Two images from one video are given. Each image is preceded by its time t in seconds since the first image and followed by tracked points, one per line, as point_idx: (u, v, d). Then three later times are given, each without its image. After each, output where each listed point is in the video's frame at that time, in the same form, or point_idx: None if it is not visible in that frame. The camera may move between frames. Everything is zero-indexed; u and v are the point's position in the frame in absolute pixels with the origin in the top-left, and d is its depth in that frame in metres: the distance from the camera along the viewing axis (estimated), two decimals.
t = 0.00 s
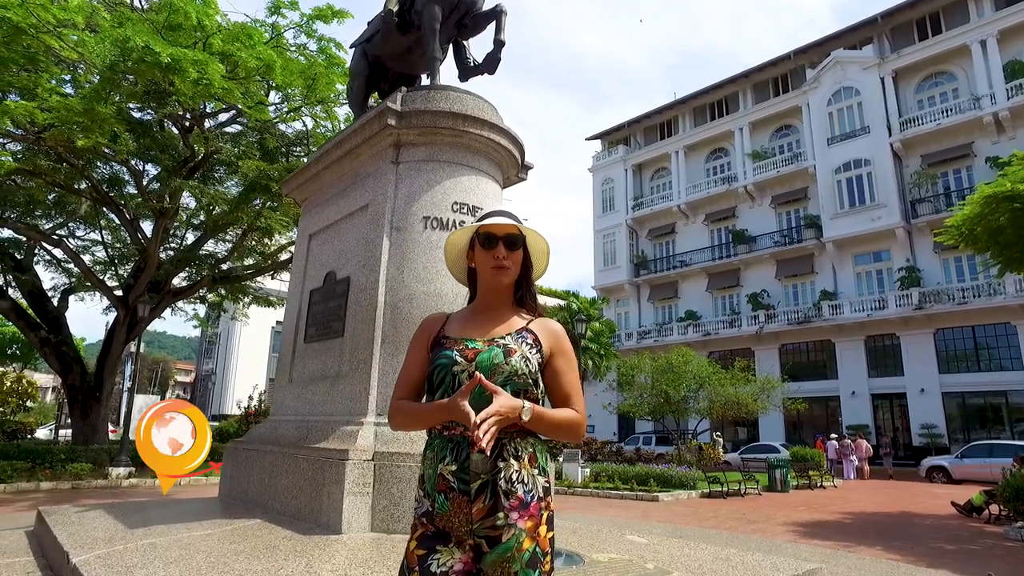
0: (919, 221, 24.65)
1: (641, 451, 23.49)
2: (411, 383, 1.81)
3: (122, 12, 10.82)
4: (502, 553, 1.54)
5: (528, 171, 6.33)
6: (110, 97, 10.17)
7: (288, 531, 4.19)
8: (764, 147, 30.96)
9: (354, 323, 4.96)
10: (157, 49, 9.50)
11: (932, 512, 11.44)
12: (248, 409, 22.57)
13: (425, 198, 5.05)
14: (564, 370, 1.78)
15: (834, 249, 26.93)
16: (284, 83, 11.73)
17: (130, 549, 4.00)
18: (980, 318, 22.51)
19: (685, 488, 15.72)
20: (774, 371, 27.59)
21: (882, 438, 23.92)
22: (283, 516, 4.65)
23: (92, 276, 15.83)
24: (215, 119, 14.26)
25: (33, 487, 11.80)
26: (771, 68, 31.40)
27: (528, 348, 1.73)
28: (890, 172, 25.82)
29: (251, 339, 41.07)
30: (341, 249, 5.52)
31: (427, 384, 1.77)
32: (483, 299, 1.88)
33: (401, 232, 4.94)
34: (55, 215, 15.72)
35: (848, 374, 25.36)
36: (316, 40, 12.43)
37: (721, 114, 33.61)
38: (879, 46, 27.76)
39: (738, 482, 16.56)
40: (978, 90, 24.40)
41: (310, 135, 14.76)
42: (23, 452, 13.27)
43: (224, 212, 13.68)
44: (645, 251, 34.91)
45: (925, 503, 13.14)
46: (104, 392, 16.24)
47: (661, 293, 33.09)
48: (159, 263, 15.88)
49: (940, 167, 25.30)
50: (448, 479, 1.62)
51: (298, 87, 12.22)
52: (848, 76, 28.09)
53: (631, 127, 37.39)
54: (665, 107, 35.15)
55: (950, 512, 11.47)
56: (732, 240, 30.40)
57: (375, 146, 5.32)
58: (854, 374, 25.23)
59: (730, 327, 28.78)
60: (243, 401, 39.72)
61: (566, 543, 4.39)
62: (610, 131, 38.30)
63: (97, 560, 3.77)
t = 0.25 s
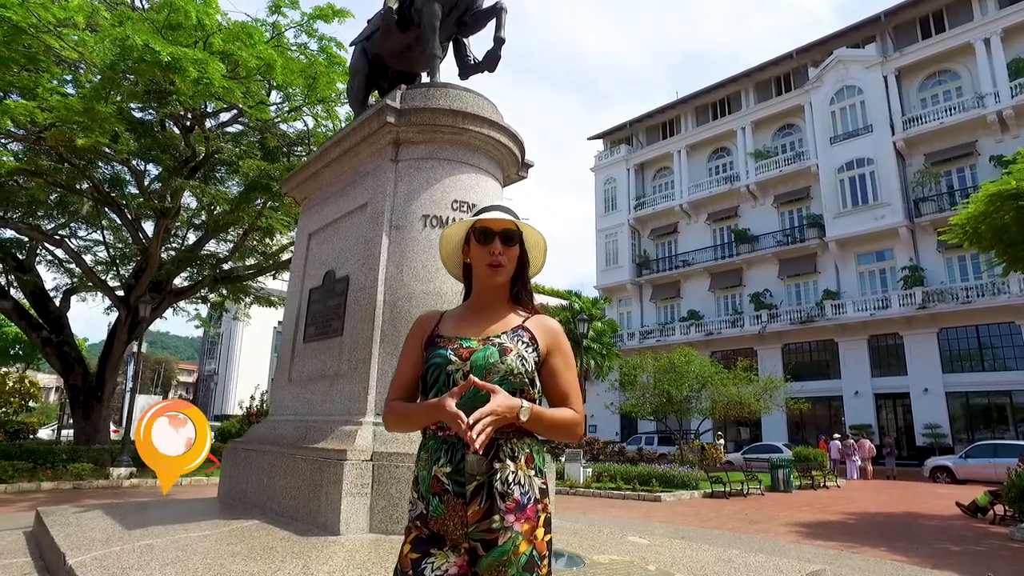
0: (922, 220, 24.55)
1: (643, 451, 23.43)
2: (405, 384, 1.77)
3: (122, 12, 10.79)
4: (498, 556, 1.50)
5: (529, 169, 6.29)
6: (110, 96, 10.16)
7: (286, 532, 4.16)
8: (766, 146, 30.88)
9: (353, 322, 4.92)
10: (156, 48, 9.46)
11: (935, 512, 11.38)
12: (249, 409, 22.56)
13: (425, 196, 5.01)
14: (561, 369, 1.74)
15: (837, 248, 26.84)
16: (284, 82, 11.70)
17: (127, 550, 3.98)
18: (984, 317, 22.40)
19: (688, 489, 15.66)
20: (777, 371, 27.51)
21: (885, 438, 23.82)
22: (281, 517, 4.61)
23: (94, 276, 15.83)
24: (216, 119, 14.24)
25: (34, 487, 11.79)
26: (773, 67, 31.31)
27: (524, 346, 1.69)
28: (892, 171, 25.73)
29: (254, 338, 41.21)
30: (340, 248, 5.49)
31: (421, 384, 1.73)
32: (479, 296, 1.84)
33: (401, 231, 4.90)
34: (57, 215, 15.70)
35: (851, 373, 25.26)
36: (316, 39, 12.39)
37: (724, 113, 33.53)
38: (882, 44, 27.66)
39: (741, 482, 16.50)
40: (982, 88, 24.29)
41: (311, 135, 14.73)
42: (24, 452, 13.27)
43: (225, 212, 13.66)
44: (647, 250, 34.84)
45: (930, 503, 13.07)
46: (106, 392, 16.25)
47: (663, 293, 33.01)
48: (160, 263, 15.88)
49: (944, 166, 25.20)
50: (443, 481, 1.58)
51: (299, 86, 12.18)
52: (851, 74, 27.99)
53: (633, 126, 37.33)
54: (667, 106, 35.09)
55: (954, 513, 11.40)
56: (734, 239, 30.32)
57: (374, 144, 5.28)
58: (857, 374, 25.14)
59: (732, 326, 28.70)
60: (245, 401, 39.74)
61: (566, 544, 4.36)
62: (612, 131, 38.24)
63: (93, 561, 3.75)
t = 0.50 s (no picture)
0: (925, 219, 24.45)
1: (645, 451, 23.37)
2: (401, 382, 1.74)
3: (122, 11, 10.77)
4: (494, 561, 1.45)
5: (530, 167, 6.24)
6: (110, 95, 10.15)
7: (284, 533, 4.12)
8: (768, 145, 30.82)
9: (352, 321, 4.89)
10: (156, 46, 9.44)
11: (939, 513, 11.31)
12: (251, 409, 22.57)
13: (424, 193, 4.97)
14: (559, 368, 1.69)
15: (840, 248, 26.74)
16: (285, 81, 11.67)
17: (124, 551, 3.95)
18: (988, 317, 22.31)
19: (690, 489, 15.61)
20: (780, 371, 27.43)
21: (889, 438, 23.72)
22: (280, 517, 4.58)
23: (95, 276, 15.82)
24: (218, 118, 14.22)
25: (35, 487, 11.79)
26: (776, 66, 31.22)
27: (521, 345, 1.64)
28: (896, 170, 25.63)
29: (256, 338, 41.08)
30: (339, 246, 5.45)
31: (416, 384, 1.69)
32: (475, 292, 1.81)
33: (400, 229, 4.86)
34: (59, 215, 15.69)
35: (854, 373, 25.17)
36: (317, 38, 12.36)
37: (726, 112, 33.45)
38: (885, 43, 27.57)
39: (744, 483, 16.43)
40: (986, 87, 24.18)
41: (312, 134, 14.70)
42: (26, 452, 13.27)
43: (226, 211, 13.64)
44: (649, 250, 34.77)
45: (934, 503, 13.00)
46: (108, 392, 16.26)
47: (665, 292, 32.94)
48: (161, 263, 15.88)
49: (948, 165, 25.09)
50: (438, 483, 1.53)
51: (300, 85, 12.15)
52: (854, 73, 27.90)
53: (635, 126, 37.27)
54: (669, 106, 35.02)
55: (958, 513, 11.33)
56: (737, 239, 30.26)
57: (374, 142, 5.24)
58: (860, 374, 25.05)
59: (735, 326, 28.61)
60: (247, 401, 39.75)
61: (567, 545, 4.31)
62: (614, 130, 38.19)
63: (89, 562, 3.71)
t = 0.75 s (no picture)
0: (930, 218, 24.30)
1: (648, 451, 23.31)
2: (396, 380, 1.68)
3: (123, 10, 10.76)
4: (491, 565, 1.41)
5: (532, 165, 6.19)
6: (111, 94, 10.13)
7: (283, 534, 4.08)
8: (772, 144, 30.69)
9: (352, 320, 4.84)
10: (157, 45, 9.41)
11: (945, 513, 11.21)
12: (254, 409, 22.56)
13: (425, 191, 4.92)
14: (561, 365, 1.64)
15: (844, 247, 26.62)
16: (286, 80, 11.64)
17: (122, 552, 3.91)
18: (994, 316, 22.16)
19: (694, 489, 15.54)
20: (784, 370, 27.32)
21: (894, 438, 23.59)
22: (279, 518, 4.54)
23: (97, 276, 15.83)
24: (220, 118, 14.20)
25: (38, 487, 11.80)
26: (779, 65, 31.10)
27: (520, 341, 1.59)
28: (900, 168, 25.49)
29: (259, 338, 41.12)
30: (339, 244, 5.41)
31: (411, 381, 1.64)
32: (473, 288, 1.76)
33: (400, 227, 4.81)
34: (61, 215, 15.70)
35: (859, 373, 25.04)
36: (319, 36, 12.32)
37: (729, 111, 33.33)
38: (890, 41, 27.42)
39: (748, 483, 16.35)
40: (991, 85, 24.02)
41: (314, 134, 14.67)
42: (29, 452, 13.27)
43: (228, 211, 13.63)
44: (653, 249, 34.68)
45: (940, 504, 12.91)
46: (111, 392, 16.27)
47: (669, 292, 32.85)
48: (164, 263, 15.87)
49: (953, 163, 24.94)
50: (433, 485, 1.48)
51: (301, 84, 12.12)
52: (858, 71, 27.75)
53: (638, 125, 37.18)
54: (672, 105, 34.92)
55: (965, 514, 11.23)
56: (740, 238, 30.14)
57: (374, 139, 5.19)
58: (865, 373, 24.92)
59: (738, 326, 28.50)
60: (250, 401, 39.80)
61: (569, 546, 4.25)
62: (617, 129, 38.10)
63: (86, 564, 3.68)
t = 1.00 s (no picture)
0: (935, 217, 24.17)
1: (652, 451, 23.25)
2: (392, 379, 1.65)
3: (124, 10, 10.76)
4: (489, 571, 1.36)
5: (533, 163, 6.15)
6: (112, 94, 10.14)
7: (283, 535, 4.05)
8: (776, 143, 30.59)
9: (353, 320, 4.80)
10: (158, 45, 9.41)
11: (952, 514, 11.13)
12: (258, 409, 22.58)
13: (425, 189, 4.88)
14: (561, 363, 1.60)
15: (848, 246, 26.50)
16: (287, 79, 11.62)
17: (120, 553, 3.88)
18: (1000, 315, 22.03)
19: (698, 489, 15.48)
20: (788, 370, 27.22)
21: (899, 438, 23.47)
22: (279, 519, 4.51)
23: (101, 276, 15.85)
24: (222, 118, 14.19)
25: (41, 487, 11.82)
26: (783, 63, 30.99)
27: (518, 339, 1.55)
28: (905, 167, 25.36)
29: (262, 338, 41.17)
30: (340, 244, 5.37)
31: (407, 379, 1.60)
32: (472, 283, 1.72)
33: (401, 226, 4.78)
34: (65, 216, 15.74)
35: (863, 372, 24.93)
36: (320, 36, 12.30)
37: (733, 110, 33.22)
38: (894, 39, 27.30)
39: (751, 483, 16.28)
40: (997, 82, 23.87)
41: (317, 134, 14.66)
42: (32, 453, 13.28)
43: (230, 211, 13.62)
44: (656, 249, 34.59)
45: (946, 504, 12.82)
46: (114, 392, 16.29)
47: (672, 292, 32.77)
48: (167, 264, 15.88)
49: (958, 161, 24.80)
50: (429, 486, 1.44)
51: (302, 82, 12.11)
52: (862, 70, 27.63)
53: (641, 124, 37.10)
54: (675, 104, 34.83)
55: (971, 514, 11.15)
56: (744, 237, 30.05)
57: (375, 137, 5.15)
58: (869, 373, 24.81)
59: (742, 325, 28.40)
60: (254, 401, 39.87)
61: (571, 548, 4.20)
62: (620, 129, 38.02)
63: (84, 564, 3.65)
